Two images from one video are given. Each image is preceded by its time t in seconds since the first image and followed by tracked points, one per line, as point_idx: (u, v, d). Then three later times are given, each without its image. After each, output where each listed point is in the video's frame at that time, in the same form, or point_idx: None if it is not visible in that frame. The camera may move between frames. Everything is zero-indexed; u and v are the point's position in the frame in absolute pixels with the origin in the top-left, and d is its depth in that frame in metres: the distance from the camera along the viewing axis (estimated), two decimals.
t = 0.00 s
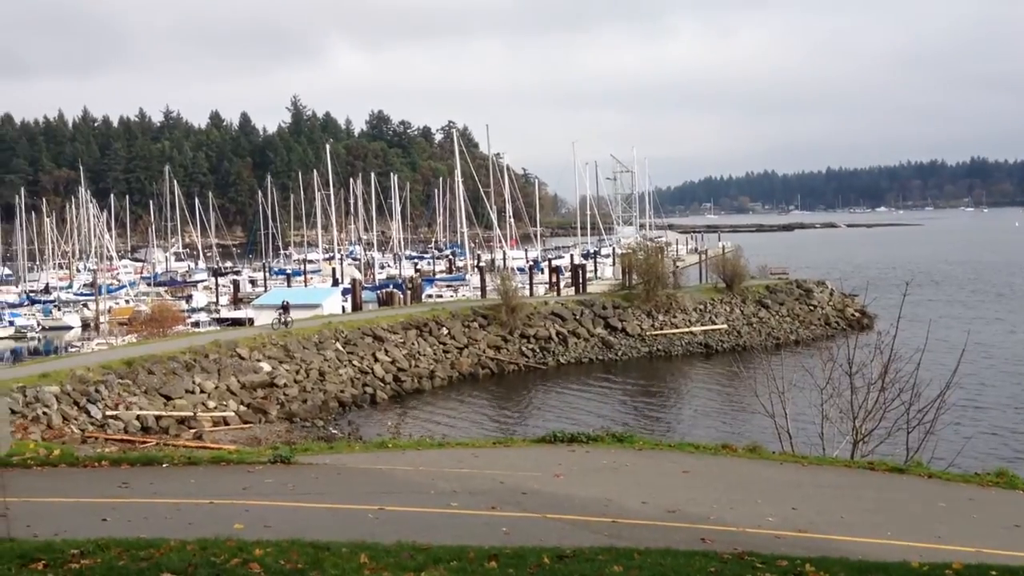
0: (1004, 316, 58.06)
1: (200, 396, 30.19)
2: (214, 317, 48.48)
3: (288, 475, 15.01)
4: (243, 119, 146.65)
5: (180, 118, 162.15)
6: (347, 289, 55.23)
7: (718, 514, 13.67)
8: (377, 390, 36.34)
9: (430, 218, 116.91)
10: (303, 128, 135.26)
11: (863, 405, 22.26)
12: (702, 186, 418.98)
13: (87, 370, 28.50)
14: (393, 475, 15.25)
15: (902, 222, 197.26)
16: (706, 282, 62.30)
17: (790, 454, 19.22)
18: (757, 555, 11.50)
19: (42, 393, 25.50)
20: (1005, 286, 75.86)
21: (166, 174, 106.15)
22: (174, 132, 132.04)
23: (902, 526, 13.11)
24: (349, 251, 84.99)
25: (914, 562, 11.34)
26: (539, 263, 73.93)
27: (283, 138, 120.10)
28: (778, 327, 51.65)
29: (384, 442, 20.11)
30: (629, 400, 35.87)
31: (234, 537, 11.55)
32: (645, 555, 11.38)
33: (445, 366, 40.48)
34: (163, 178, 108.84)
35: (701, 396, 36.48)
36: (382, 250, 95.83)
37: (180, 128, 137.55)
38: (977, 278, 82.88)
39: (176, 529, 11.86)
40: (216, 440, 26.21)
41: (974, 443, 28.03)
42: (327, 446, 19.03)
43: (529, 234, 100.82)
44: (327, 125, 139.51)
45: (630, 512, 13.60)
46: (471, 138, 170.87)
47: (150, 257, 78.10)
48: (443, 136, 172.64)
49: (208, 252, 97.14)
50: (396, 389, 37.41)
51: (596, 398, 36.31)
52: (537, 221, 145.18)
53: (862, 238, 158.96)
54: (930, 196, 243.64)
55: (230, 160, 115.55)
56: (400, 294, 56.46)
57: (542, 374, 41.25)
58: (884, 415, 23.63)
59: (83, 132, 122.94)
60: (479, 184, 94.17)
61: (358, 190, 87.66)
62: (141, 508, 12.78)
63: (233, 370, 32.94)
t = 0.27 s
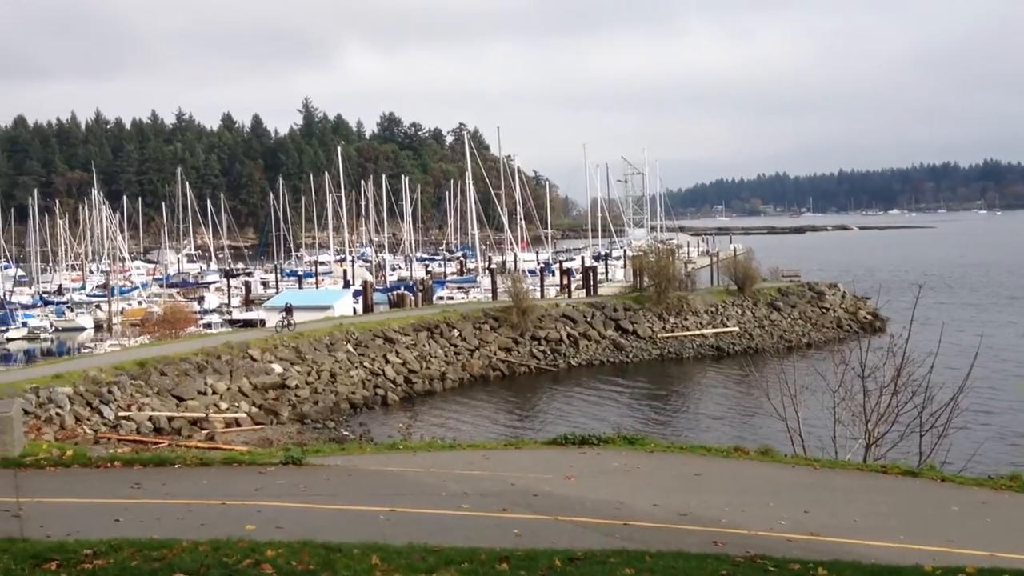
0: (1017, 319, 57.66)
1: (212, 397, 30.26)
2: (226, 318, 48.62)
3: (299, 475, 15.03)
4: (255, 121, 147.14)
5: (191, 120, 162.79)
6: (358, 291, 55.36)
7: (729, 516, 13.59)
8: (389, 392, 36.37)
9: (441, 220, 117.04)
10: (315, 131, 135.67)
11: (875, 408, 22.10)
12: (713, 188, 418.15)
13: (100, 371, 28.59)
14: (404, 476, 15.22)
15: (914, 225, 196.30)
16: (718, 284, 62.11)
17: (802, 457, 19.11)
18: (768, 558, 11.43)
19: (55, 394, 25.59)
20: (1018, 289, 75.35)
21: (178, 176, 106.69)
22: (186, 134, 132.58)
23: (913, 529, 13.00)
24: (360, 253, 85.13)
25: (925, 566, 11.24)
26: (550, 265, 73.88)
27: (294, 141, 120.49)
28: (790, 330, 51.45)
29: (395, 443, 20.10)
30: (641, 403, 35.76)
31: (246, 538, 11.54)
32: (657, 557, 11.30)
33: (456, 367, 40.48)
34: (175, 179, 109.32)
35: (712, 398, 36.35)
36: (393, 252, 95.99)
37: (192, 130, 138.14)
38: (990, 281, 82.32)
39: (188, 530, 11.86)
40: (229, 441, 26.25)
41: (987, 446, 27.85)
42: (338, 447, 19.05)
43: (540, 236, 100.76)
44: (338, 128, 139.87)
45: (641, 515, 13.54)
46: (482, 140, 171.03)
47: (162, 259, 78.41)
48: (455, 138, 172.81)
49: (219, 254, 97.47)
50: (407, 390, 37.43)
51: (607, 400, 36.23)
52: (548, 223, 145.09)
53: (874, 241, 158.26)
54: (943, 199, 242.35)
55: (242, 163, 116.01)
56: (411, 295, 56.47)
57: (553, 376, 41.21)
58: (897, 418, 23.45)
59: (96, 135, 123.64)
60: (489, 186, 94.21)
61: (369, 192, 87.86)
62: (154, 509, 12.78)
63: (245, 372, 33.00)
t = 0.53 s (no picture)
0: None
1: (244, 399, 30.38)
2: (258, 320, 48.92)
3: (330, 477, 14.95)
4: (287, 125, 148.21)
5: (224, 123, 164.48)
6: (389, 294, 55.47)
7: (761, 522, 13.31)
8: (419, 395, 36.33)
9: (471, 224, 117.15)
10: (346, 134, 136.45)
11: (910, 413, 21.65)
12: (744, 192, 415.23)
13: (134, 372, 28.78)
14: (435, 479, 15.09)
15: (950, 229, 193.46)
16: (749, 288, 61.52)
17: (835, 463, 18.73)
18: (801, 565, 11.16)
19: (90, 395, 25.78)
20: None
21: (211, 179, 107.73)
22: (219, 138, 133.92)
23: (949, 536, 12.65)
24: (390, 256, 85.39)
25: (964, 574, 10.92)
26: (579, 269, 73.61)
27: (326, 144, 121.24)
28: (822, 335, 50.79)
29: (424, 446, 20.02)
30: (671, 407, 35.40)
31: (277, 539, 11.46)
32: (688, 563, 11.08)
33: (485, 371, 40.35)
34: (208, 183, 110.37)
35: (744, 403, 35.92)
36: (424, 255, 96.24)
37: (225, 133, 139.51)
38: None
39: (220, 530, 11.80)
40: (260, 443, 26.32)
41: None
42: (369, 449, 18.96)
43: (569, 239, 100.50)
44: (369, 131, 140.58)
45: (672, 519, 13.30)
46: (512, 143, 171.09)
47: (195, 261, 79.15)
48: (484, 141, 173.04)
49: (251, 256, 98.29)
50: (437, 393, 37.36)
51: (637, 404, 35.91)
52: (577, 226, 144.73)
53: (909, 245, 156.18)
54: (978, 202, 238.65)
55: (273, 166, 116.93)
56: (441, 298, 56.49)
57: (583, 380, 40.95)
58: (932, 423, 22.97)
59: (131, 138, 125.25)
60: (519, 189, 94.12)
61: (400, 196, 88.13)
62: (186, 509, 12.73)
63: (276, 374, 33.11)
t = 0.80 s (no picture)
0: None
1: (272, 397, 30.49)
2: (286, 319, 49.16)
3: (357, 475, 14.88)
4: (315, 125, 149.02)
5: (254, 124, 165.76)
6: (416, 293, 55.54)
7: (789, 523, 13.08)
8: (445, 394, 36.30)
9: (498, 224, 117.14)
10: (374, 134, 137.03)
11: (939, 414, 21.25)
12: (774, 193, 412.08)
13: (164, 370, 28.95)
14: (462, 478, 14.98)
15: (983, 230, 190.74)
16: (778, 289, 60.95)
17: (865, 465, 18.41)
18: (830, 568, 10.93)
19: (120, 392, 25.96)
20: None
21: (241, 179, 108.56)
22: (249, 138, 134.96)
23: (981, 539, 12.35)
24: (418, 255, 85.55)
25: None
26: (607, 269, 73.26)
27: (354, 144, 121.78)
28: (852, 336, 50.16)
29: (451, 446, 19.94)
30: (698, 408, 35.09)
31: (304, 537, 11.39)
32: (715, 564, 10.90)
33: (512, 370, 40.25)
34: (238, 183, 111.21)
35: (771, 404, 35.53)
36: (451, 254, 96.37)
37: (255, 134, 140.52)
38: None
39: (247, 528, 11.74)
40: (287, 440, 26.38)
41: None
42: (396, 448, 18.89)
43: (597, 239, 100.18)
44: (397, 131, 141.04)
45: (698, 520, 13.10)
46: (539, 143, 170.95)
47: (225, 261, 79.76)
48: (512, 141, 173.06)
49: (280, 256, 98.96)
50: (464, 393, 37.30)
51: (664, 404, 35.64)
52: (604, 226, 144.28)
53: (941, 245, 154.17)
54: (1013, 203, 235.09)
55: (302, 166, 117.64)
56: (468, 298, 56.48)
57: (610, 380, 40.72)
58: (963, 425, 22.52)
59: (162, 139, 126.51)
60: (547, 189, 93.93)
61: (427, 195, 88.28)
62: (215, 506, 12.67)
63: (304, 372, 33.21)
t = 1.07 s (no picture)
0: None
1: (292, 396, 30.54)
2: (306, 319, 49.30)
3: (378, 475, 14.83)
4: (335, 125, 149.57)
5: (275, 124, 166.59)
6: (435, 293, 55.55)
7: (811, 524, 12.91)
8: (465, 394, 36.25)
9: (517, 224, 117.04)
10: (394, 134, 137.35)
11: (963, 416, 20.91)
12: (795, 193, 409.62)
13: (185, 370, 29.06)
14: (482, 478, 14.88)
15: (1007, 230, 188.71)
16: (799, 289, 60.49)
17: (887, 467, 18.16)
18: (852, 570, 10.78)
19: (143, 392, 26.07)
20: None
21: (262, 179, 109.08)
22: (270, 138, 135.60)
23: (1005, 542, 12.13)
24: (438, 255, 85.66)
25: None
26: (626, 269, 73.00)
27: (374, 145, 122.12)
28: (874, 336, 49.68)
29: (471, 446, 19.86)
30: (719, 408, 34.84)
31: (325, 536, 11.35)
32: (737, 565, 10.76)
33: (532, 370, 40.14)
34: (259, 183, 111.80)
35: (793, 405, 35.24)
36: (470, 254, 96.40)
37: (276, 134, 141.20)
38: None
39: (269, 527, 11.70)
40: (308, 440, 26.41)
41: None
42: (416, 448, 18.81)
43: (616, 239, 99.89)
44: (416, 131, 141.29)
45: (719, 521, 12.94)
46: (559, 142, 170.73)
47: (246, 261, 80.16)
48: (532, 141, 172.99)
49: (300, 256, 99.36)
50: (484, 393, 37.21)
51: (684, 405, 35.43)
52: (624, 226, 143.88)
53: (965, 245, 152.65)
54: None
55: (322, 167, 118.09)
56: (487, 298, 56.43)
57: (630, 380, 40.53)
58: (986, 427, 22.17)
59: (183, 139, 127.34)
60: (566, 189, 93.80)
61: (447, 195, 88.35)
62: (237, 505, 12.65)
63: (324, 372, 33.26)
